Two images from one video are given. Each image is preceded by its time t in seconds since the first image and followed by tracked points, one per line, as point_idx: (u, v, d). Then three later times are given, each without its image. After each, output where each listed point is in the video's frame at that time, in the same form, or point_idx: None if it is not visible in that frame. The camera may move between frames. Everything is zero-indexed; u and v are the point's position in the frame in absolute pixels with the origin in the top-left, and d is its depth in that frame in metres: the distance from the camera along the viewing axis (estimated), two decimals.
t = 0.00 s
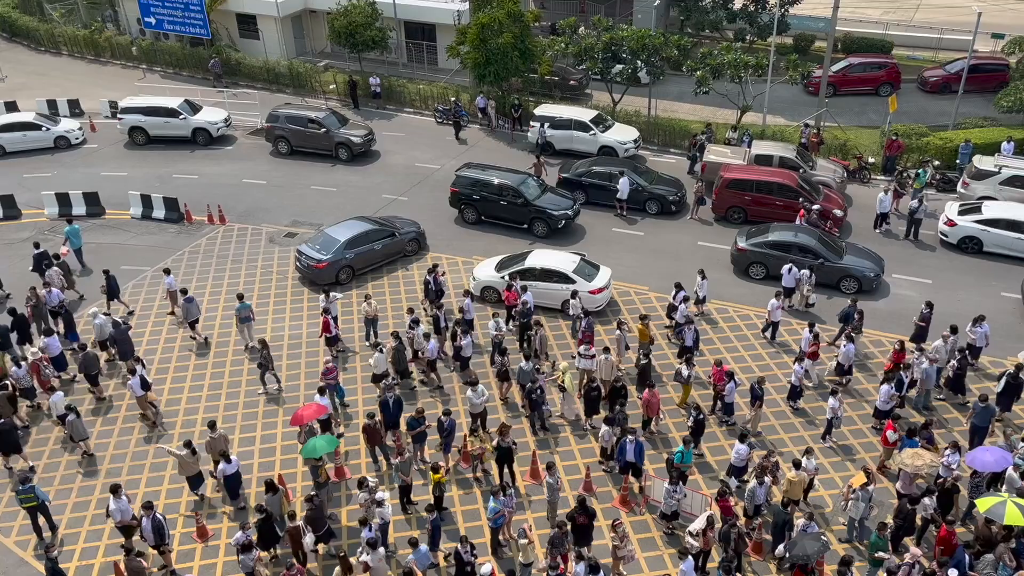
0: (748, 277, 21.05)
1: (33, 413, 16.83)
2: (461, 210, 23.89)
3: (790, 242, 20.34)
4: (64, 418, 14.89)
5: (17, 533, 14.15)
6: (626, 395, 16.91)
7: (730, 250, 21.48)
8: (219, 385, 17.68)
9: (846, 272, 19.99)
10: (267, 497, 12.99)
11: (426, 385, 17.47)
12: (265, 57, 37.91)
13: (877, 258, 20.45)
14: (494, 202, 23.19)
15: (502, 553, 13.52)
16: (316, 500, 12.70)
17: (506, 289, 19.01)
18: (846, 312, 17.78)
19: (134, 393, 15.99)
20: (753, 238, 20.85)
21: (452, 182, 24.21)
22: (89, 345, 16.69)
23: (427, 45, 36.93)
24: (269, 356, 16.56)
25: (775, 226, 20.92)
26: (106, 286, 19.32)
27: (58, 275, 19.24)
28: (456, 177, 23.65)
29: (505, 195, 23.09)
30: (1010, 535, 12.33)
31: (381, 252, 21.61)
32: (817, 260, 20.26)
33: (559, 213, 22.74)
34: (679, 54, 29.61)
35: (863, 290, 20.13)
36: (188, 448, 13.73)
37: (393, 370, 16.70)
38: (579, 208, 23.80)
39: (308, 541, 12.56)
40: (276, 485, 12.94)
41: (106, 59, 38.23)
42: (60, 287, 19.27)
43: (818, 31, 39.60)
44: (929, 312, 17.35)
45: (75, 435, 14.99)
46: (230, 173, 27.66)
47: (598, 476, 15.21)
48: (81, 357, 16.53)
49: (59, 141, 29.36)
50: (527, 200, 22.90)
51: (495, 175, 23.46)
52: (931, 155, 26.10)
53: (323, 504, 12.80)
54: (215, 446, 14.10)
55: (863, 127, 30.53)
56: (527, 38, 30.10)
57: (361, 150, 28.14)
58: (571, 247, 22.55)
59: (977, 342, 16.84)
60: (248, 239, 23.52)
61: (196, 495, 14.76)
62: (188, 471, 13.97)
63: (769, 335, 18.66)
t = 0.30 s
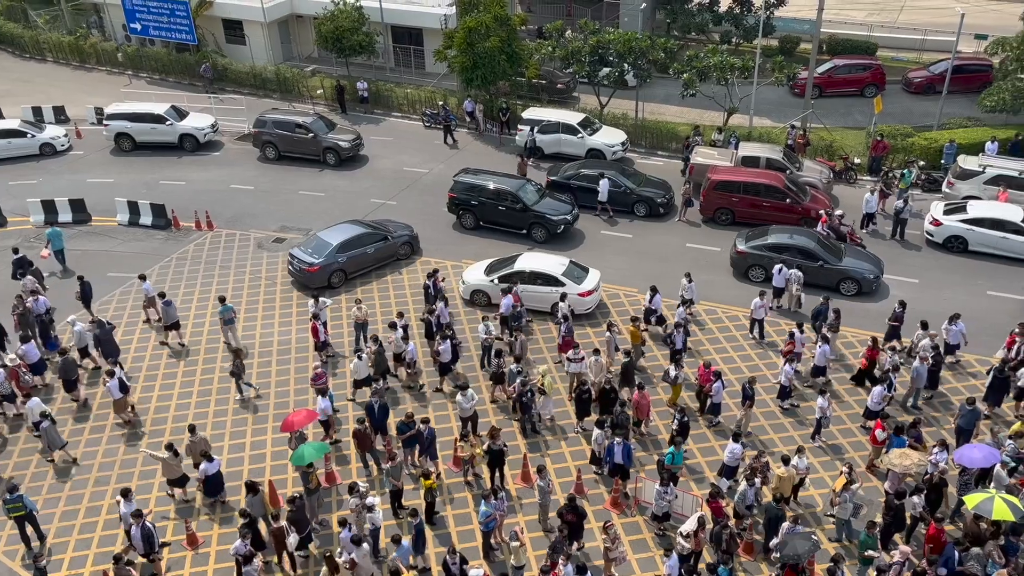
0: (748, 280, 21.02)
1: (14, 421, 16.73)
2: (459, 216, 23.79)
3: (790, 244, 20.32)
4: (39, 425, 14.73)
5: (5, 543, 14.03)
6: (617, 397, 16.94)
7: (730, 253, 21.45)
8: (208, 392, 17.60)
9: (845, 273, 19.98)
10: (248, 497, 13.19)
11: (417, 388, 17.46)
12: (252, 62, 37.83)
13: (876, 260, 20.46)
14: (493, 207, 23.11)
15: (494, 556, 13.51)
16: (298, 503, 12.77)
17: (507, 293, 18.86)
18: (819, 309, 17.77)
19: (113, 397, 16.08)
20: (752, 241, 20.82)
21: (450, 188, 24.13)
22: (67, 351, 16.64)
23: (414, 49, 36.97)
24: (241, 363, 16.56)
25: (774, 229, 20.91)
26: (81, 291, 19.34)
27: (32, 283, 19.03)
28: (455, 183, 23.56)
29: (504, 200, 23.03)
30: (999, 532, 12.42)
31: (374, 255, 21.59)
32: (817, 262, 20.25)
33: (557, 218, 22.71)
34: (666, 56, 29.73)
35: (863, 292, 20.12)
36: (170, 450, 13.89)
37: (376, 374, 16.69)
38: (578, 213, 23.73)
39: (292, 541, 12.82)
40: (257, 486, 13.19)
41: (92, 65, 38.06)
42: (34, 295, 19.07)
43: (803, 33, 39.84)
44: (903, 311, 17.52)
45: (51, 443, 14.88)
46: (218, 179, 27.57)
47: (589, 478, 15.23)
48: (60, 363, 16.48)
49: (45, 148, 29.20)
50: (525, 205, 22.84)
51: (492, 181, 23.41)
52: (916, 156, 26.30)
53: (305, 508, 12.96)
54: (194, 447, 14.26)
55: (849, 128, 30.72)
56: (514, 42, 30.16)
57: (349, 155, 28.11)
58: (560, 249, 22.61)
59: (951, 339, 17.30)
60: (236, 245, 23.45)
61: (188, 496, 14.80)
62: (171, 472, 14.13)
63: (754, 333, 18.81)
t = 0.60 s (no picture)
0: (749, 282, 20.98)
1: None
2: (458, 221, 23.66)
3: (791, 246, 20.26)
4: (12, 428, 14.91)
5: None
6: (607, 398, 16.96)
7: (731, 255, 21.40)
8: (197, 397, 17.51)
9: (846, 275, 19.97)
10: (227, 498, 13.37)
11: (407, 393, 17.45)
12: (238, 67, 37.72)
13: (876, 261, 20.45)
14: (492, 211, 22.98)
15: (486, 560, 13.49)
16: (280, 504, 12.84)
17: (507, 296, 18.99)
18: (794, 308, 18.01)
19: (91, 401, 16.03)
20: (753, 243, 20.75)
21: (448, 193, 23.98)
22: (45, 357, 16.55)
23: (402, 53, 36.95)
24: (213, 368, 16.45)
25: (775, 231, 20.84)
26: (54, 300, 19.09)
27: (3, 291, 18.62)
28: (453, 188, 23.39)
29: (503, 205, 22.90)
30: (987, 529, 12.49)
31: (366, 258, 21.58)
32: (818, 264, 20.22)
33: (557, 222, 22.63)
34: (653, 58, 29.80)
35: (864, 293, 20.11)
36: (150, 452, 13.87)
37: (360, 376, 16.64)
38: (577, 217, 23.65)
39: (275, 540, 12.94)
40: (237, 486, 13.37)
41: (77, 71, 37.87)
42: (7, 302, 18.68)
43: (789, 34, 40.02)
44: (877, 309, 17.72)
45: (22, 446, 15.12)
46: (205, 184, 27.46)
47: (580, 480, 15.23)
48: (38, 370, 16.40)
49: (30, 154, 29.02)
50: (525, 209, 22.74)
51: (489, 184, 23.26)
52: (902, 155, 26.46)
53: (287, 507, 12.98)
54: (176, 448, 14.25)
55: (836, 128, 30.88)
56: (502, 44, 30.17)
57: (337, 159, 28.06)
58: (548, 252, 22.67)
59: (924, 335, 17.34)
60: (224, 250, 23.35)
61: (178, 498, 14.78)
62: (152, 475, 14.11)
63: (743, 333, 18.87)
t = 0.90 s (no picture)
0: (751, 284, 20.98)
1: None
2: (457, 224, 23.53)
3: (793, 247, 20.27)
4: None
5: None
6: (598, 399, 16.98)
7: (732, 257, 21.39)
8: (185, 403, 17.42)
9: (848, 275, 19.99)
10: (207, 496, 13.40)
11: (396, 395, 17.43)
12: (225, 71, 37.59)
13: (877, 261, 20.49)
14: (491, 215, 22.87)
15: (478, 562, 13.46)
16: (264, 502, 13.04)
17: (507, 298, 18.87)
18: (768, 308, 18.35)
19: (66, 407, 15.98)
20: (754, 244, 20.77)
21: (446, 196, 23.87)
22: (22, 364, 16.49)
23: (388, 55, 36.93)
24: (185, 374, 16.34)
25: (776, 232, 20.86)
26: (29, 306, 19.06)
27: None
28: (452, 191, 23.28)
29: (503, 208, 22.78)
30: (976, 525, 12.57)
31: (358, 261, 21.58)
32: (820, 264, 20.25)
33: (557, 226, 22.52)
34: (640, 59, 29.87)
35: (865, 293, 20.10)
36: (130, 455, 13.85)
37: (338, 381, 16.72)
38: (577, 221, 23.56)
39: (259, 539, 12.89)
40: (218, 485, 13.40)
41: (61, 76, 37.64)
42: None
43: (774, 34, 40.17)
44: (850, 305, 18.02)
45: None
46: (193, 189, 27.34)
47: (571, 481, 15.24)
48: (15, 376, 16.33)
49: (15, 160, 28.83)
50: (525, 212, 22.64)
51: (486, 187, 23.14)
52: (887, 154, 26.63)
53: (270, 505, 13.16)
54: (158, 449, 14.21)
55: (822, 128, 31.04)
56: (488, 47, 30.18)
57: (325, 162, 28.00)
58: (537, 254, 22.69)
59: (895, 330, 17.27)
60: (212, 255, 23.24)
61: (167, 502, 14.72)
62: (132, 479, 14.07)
63: (732, 332, 18.93)
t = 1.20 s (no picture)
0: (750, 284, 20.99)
1: None
2: (453, 228, 23.40)
3: (792, 248, 20.30)
4: None
5: None
6: (586, 399, 17.00)
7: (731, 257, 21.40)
8: (172, 409, 17.31)
9: (847, 275, 20.02)
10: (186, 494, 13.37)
11: (385, 398, 17.39)
12: (208, 74, 37.40)
13: (876, 261, 20.54)
14: (487, 218, 22.77)
15: (468, 564, 13.43)
16: (245, 501, 12.89)
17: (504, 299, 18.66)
18: (740, 307, 18.37)
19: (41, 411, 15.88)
20: (753, 245, 20.75)
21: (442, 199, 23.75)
22: None
23: (373, 58, 36.87)
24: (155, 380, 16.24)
25: (775, 233, 20.86)
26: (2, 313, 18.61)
27: None
28: (448, 195, 23.14)
29: (499, 211, 22.68)
30: (964, 522, 12.68)
31: (347, 263, 21.54)
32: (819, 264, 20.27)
33: (554, 228, 22.44)
34: (625, 60, 29.94)
35: (864, 293, 20.15)
36: (107, 457, 13.76)
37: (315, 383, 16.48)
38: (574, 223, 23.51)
39: (240, 538, 12.86)
40: (197, 481, 13.33)
41: (43, 80, 37.35)
42: None
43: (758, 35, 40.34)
44: (824, 301, 18.17)
45: None
46: (177, 193, 27.18)
47: (560, 482, 15.24)
48: None
49: None
50: (522, 215, 22.55)
51: (480, 190, 23.05)
52: (871, 153, 26.80)
53: (250, 503, 13.02)
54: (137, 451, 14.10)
55: (806, 127, 31.20)
56: (473, 48, 30.18)
57: (310, 165, 27.91)
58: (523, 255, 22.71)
59: (867, 327, 17.80)
60: (197, 260, 23.10)
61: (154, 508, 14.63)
62: (111, 481, 13.98)
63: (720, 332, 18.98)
